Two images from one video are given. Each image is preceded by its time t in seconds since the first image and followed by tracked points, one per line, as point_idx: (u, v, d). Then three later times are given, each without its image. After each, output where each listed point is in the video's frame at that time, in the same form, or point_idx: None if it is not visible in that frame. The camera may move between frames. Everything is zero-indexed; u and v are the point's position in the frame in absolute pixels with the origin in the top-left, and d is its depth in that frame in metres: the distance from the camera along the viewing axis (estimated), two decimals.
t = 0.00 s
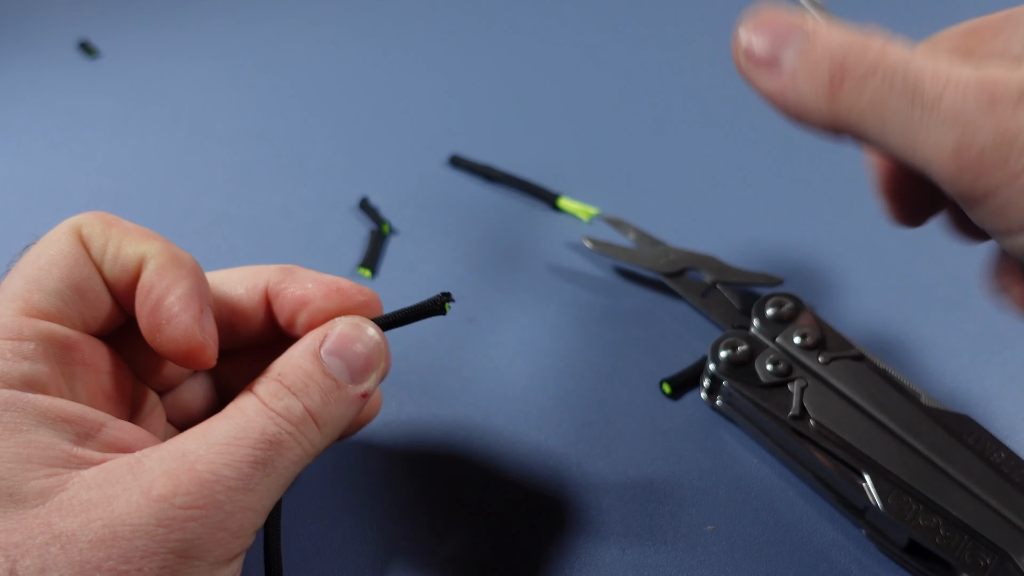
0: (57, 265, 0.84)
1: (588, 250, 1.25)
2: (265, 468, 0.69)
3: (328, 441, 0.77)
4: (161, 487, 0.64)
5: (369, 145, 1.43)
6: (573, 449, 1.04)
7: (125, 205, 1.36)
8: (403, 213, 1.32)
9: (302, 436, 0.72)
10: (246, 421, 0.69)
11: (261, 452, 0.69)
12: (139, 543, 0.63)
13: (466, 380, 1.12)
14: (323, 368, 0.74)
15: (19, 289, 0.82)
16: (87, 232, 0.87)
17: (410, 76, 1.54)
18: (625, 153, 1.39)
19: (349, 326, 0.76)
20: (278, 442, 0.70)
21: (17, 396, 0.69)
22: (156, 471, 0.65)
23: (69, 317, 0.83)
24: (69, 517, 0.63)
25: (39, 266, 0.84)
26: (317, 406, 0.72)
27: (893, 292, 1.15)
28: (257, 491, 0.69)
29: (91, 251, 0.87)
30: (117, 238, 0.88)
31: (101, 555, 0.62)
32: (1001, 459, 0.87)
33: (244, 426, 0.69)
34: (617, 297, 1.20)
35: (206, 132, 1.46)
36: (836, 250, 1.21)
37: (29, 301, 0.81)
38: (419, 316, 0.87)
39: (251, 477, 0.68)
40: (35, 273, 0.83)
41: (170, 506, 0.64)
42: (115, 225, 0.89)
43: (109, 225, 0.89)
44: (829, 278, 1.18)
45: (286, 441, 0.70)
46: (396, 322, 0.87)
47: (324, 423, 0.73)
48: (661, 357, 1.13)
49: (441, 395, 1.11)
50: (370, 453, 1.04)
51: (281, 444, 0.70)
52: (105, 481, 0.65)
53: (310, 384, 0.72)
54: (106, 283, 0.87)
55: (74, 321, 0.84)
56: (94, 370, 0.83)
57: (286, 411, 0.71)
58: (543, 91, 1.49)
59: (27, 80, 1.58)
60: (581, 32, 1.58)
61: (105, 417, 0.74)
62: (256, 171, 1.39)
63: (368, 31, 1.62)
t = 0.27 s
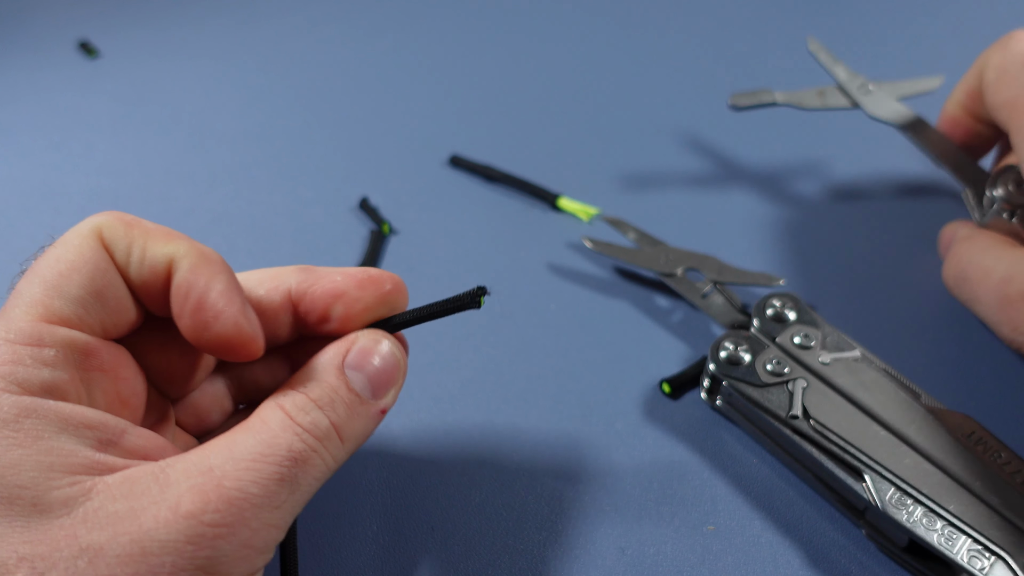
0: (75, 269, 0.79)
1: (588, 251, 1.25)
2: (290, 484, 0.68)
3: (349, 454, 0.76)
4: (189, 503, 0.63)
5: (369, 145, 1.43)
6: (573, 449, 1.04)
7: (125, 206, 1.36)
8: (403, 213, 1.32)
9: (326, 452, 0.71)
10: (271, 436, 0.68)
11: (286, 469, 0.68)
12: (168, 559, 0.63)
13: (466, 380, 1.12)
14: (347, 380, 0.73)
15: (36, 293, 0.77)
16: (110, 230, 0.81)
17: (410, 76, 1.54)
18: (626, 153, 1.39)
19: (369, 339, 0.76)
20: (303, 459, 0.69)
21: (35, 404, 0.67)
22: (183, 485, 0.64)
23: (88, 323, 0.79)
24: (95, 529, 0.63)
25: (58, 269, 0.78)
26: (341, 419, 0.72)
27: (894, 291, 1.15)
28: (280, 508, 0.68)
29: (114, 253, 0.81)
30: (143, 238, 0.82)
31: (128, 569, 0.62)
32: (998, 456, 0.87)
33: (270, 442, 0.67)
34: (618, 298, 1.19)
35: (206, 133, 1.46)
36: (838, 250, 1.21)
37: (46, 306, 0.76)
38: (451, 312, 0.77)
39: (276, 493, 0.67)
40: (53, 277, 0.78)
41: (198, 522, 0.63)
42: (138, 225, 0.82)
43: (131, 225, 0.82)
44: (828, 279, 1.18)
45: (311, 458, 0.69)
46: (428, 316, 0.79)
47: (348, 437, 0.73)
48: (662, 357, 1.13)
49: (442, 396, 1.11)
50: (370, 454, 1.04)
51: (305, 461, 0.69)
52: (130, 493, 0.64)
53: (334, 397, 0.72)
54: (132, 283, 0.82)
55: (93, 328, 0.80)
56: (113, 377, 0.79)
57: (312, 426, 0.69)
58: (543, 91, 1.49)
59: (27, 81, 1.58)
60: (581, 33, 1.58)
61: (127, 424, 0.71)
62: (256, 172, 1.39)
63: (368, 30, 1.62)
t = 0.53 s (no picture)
0: (102, 273, 0.78)
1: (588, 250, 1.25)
2: (311, 496, 0.69)
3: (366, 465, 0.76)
4: (216, 515, 0.64)
5: (369, 145, 1.43)
6: (573, 449, 1.04)
7: (125, 206, 1.35)
8: (403, 213, 1.32)
9: (345, 464, 0.71)
10: (293, 448, 0.68)
11: (308, 481, 0.68)
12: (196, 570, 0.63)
13: (466, 381, 1.12)
14: (365, 392, 0.73)
15: (59, 297, 0.75)
16: (130, 233, 0.82)
17: (410, 76, 1.54)
18: (626, 153, 1.38)
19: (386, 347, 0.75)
20: (325, 471, 0.69)
21: (59, 412, 0.67)
22: (209, 498, 0.65)
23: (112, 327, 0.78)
24: (122, 541, 0.62)
25: (79, 275, 0.77)
26: (360, 432, 0.72)
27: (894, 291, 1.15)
28: (303, 519, 0.69)
29: (138, 257, 0.82)
30: (167, 242, 0.83)
31: None
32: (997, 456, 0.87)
33: (292, 454, 0.68)
34: (618, 298, 1.19)
35: (206, 133, 1.46)
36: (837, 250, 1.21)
37: (71, 310, 0.75)
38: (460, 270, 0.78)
39: (298, 506, 0.68)
40: (76, 283, 0.76)
41: (226, 535, 0.64)
42: (159, 229, 0.84)
43: (152, 230, 0.83)
44: (828, 279, 1.18)
45: (331, 470, 0.70)
46: (439, 279, 0.80)
47: (366, 449, 0.73)
48: (662, 357, 1.13)
49: (442, 396, 1.11)
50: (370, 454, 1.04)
51: (326, 474, 0.69)
52: (156, 505, 0.64)
53: (353, 410, 0.72)
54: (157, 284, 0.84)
55: (117, 332, 0.79)
56: (134, 382, 0.78)
57: (332, 439, 0.70)
58: (543, 92, 1.49)
59: (27, 80, 1.58)
60: (581, 33, 1.58)
61: (148, 434, 0.72)
62: (256, 171, 1.39)
63: (368, 31, 1.62)
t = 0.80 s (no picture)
0: (160, 297, 0.78)
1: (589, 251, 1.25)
2: (342, 520, 0.64)
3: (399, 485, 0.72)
4: (247, 539, 0.60)
5: (369, 145, 1.42)
6: (573, 450, 1.04)
7: (125, 206, 1.35)
8: (402, 213, 1.32)
9: (379, 488, 0.67)
10: (327, 470, 0.63)
11: (341, 506, 0.63)
12: None
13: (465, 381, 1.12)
14: (406, 412, 0.68)
15: (111, 314, 0.75)
16: (203, 257, 0.83)
17: (409, 75, 1.54)
18: (625, 153, 1.38)
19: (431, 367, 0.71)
20: (358, 496, 0.65)
21: (91, 428, 0.65)
22: (241, 519, 0.61)
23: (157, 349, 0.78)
24: (151, 561, 0.59)
25: (138, 293, 0.77)
26: (397, 455, 0.67)
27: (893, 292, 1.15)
28: (332, 545, 0.65)
29: (211, 283, 0.83)
30: (243, 259, 0.85)
31: None
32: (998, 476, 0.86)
33: (327, 475, 0.63)
34: (618, 298, 1.19)
35: (206, 133, 1.46)
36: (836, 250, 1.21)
37: (121, 329, 0.74)
38: (503, 303, 0.78)
39: (329, 531, 0.64)
40: (134, 302, 0.77)
41: (256, 560, 0.60)
42: (233, 248, 0.86)
43: (227, 250, 0.85)
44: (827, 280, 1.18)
45: (365, 494, 0.65)
46: (481, 313, 0.79)
47: (402, 471, 0.68)
48: (663, 358, 1.13)
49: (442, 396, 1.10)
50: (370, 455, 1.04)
51: (359, 498, 0.65)
52: (188, 523, 0.61)
53: (393, 432, 0.67)
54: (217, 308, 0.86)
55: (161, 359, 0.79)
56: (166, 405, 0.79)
57: (369, 461, 0.65)
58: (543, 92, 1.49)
59: (25, 80, 1.58)
60: (581, 34, 1.59)
61: (177, 447, 0.70)
62: (255, 171, 1.39)
63: (367, 31, 1.63)
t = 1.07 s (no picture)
0: (203, 341, 0.74)
1: (589, 250, 1.25)
2: (346, 516, 0.65)
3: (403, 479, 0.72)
4: (254, 539, 0.61)
5: (369, 145, 1.42)
6: (573, 450, 1.04)
7: (125, 206, 1.35)
8: (402, 213, 1.32)
9: (380, 482, 0.67)
10: (329, 466, 0.64)
11: (344, 502, 0.64)
12: None
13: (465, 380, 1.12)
14: (405, 407, 0.68)
15: (145, 342, 0.71)
16: (259, 307, 0.80)
17: (410, 75, 1.54)
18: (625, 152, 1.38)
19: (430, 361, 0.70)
20: (359, 492, 0.65)
21: (103, 432, 0.65)
22: (248, 519, 0.61)
23: (187, 387, 0.73)
24: (159, 561, 0.60)
25: (179, 328, 0.74)
26: (398, 448, 0.67)
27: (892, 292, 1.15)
28: (337, 541, 0.65)
29: (259, 332, 0.80)
30: (294, 314, 0.82)
31: None
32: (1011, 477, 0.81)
33: (329, 472, 0.64)
34: (618, 298, 1.19)
35: (206, 132, 1.46)
36: (835, 250, 1.21)
37: (153, 361, 0.71)
38: (498, 296, 0.77)
39: (334, 527, 0.64)
40: (172, 340, 0.73)
41: (264, 559, 0.61)
42: (286, 303, 0.83)
43: (278, 305, 0.82)
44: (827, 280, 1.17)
45: (367, 490, 0.66)
46: (476, 305, 0.78)
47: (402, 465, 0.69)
48: (663, 358, 1.12)
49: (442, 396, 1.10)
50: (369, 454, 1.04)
51: (361, 493, 0.65)
52: (197, 522, 0.62)
53: (392, 427, 0.67)
54: (261, 363, 0.81)
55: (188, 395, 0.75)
56: (179, 429, 0.75)
57: (369, 457, 0.65)
58: (543, 92, 1.49)
59: (25, 79, 1.58)
60: (582, 33, 1.58)
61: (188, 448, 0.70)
62: (255, 171, 1.39)
63: (367, 31, 1.62)
